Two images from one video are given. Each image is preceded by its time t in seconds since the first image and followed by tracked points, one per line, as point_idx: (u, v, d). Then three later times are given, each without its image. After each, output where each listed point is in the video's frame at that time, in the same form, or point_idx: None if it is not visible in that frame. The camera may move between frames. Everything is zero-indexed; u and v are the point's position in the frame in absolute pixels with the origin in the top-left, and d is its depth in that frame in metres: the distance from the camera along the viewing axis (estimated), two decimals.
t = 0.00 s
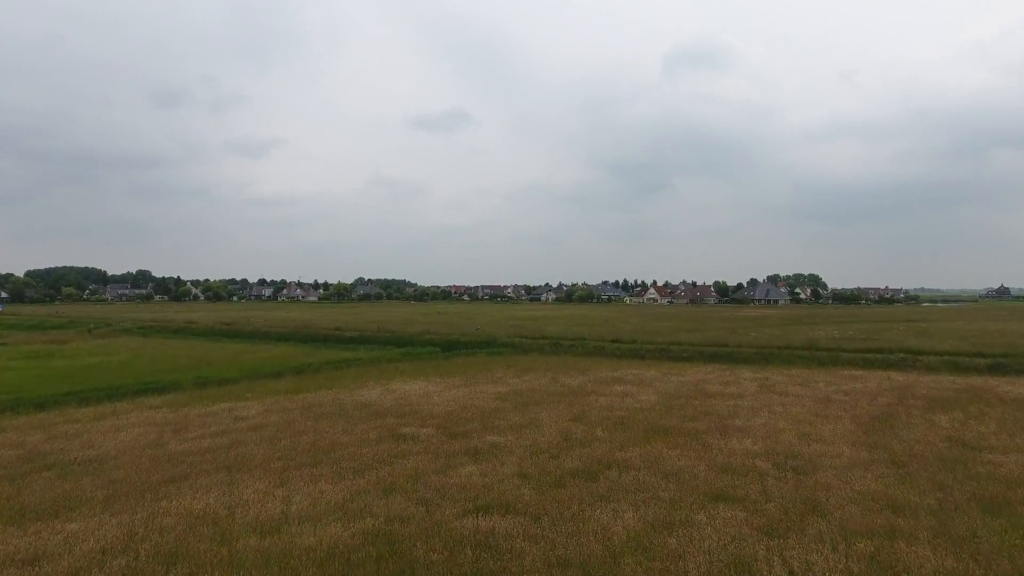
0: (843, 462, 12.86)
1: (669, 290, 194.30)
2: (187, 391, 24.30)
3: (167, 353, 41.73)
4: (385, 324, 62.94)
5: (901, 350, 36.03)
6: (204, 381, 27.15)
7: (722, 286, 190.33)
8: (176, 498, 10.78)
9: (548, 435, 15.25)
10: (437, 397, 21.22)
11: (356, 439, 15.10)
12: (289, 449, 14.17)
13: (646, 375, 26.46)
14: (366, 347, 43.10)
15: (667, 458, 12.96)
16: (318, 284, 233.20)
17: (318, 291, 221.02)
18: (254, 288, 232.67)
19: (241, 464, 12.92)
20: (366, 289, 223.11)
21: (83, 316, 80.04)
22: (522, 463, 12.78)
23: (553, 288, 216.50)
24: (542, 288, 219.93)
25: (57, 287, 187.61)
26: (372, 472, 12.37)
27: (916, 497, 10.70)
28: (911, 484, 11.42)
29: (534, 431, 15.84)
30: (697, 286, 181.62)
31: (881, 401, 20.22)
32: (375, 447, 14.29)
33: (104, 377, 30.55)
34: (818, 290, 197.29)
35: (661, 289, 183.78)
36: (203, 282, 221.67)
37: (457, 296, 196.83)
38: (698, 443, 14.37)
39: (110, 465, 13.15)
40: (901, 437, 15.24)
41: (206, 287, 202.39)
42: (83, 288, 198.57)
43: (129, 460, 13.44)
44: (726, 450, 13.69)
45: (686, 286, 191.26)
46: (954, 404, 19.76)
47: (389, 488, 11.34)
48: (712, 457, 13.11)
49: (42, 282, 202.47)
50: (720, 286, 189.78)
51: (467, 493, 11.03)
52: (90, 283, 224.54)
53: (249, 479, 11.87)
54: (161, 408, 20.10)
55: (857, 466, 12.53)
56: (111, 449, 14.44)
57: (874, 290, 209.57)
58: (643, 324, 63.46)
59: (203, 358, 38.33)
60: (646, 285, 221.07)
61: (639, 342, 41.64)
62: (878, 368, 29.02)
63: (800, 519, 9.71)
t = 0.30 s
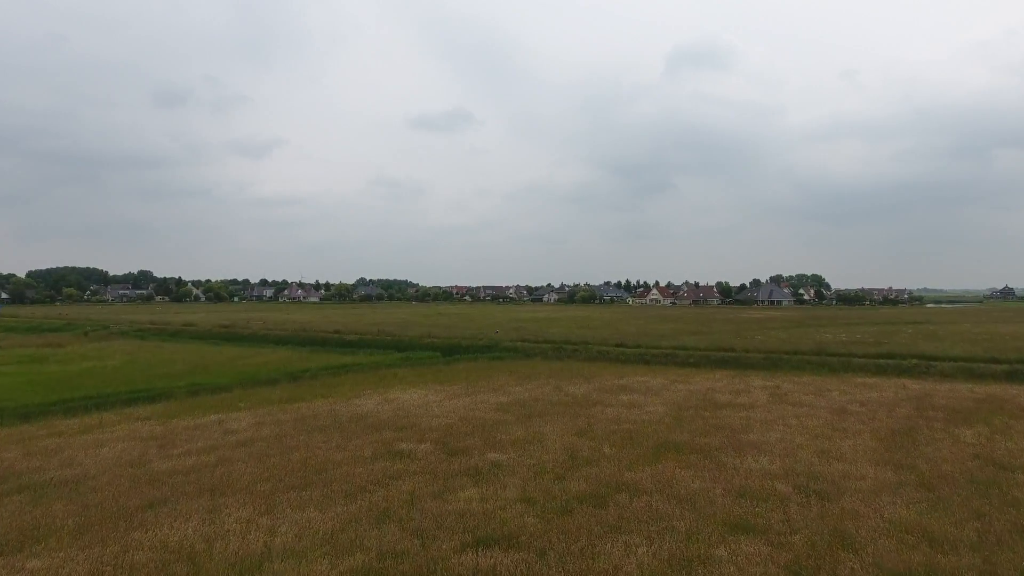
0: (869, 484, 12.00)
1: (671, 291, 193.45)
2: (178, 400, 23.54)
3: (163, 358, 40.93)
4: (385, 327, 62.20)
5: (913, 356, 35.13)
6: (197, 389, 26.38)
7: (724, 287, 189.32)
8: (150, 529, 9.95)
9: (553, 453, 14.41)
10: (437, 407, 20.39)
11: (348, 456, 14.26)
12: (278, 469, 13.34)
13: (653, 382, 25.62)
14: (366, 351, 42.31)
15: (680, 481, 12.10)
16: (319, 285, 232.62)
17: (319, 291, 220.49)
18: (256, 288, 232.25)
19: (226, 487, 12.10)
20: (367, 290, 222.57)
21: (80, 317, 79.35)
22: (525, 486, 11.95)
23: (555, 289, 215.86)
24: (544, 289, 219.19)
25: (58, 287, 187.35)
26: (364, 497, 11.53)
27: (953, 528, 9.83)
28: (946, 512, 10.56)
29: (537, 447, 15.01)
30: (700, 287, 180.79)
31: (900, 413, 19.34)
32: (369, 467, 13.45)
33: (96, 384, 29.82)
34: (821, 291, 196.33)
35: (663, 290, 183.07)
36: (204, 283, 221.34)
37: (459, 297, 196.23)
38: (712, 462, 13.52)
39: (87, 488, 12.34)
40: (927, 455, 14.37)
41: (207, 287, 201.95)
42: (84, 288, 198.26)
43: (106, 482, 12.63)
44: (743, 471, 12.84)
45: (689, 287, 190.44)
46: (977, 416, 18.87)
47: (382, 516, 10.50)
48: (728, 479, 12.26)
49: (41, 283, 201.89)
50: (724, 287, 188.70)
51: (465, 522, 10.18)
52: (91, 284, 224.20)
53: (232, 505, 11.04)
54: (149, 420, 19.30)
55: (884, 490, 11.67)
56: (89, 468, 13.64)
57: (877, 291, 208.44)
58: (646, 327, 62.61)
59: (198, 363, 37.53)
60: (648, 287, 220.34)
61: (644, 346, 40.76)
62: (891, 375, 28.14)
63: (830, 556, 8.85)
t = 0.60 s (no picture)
0: (914, 513, 11.03)
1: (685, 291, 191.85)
2: (183, 409, 22.95)
3: (172, 362, 40.51)
4: (396, 329, 61.60)
5: (941, 362, 33.87)
6: (203, 396, 25.82)
7: (739, 288, 187.58)
8: (136, 563, 9.25)
9: (569, 472, 13.56)
10: (447, 419, 19.62)
11: (353, 474, 13.50)
12: (278, 489, 12.61)
13: (671, 391, 24.68)
14: (376, 356, 41.65)
15: (708, 508, 11.20)
16: (331, 286, 233.07)
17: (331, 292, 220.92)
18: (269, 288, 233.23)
19: (222, 511, 11.39)
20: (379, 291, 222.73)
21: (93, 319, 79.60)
22: (540, 512, 11.12)
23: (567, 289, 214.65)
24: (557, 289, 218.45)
25: (74, 288, 189.07)
26: (368, 524, 10.75)
27: (1015, 568, 8.87)
28: (1004, 548, 9.58)
29: (552, 465, 14.16)
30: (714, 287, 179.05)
31: (935, 427, 18.28)
32: (375, 487, 12.68)
33: (103, 390, 29.40)
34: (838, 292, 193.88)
35: (677, 291, 181.54)
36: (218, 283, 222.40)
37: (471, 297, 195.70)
38: (740, 485, 12.61)
39: (78, 511, 11.68)
40: (971, 477, 13.36)
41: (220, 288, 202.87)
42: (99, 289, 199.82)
43: (98, 504, 11.97)
44: (774, 495, 11.92)
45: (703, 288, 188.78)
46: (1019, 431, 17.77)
47: (386, 549, 9.72)
48: (759, 505, 11.37)
49: (59, 283, 204.11)
50: (737, 288, 187.20)
51: (476, 556, 9.37)
52: (107, 284, 226.12)
53: (226, 533, 10.31)
54: (151, 432, 18.69)
55: (932, 520, 10.71)
56: (81, 488, 12.99)
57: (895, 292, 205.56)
58: (660, 330, 61.54)
59: (207, 367, 37.02)
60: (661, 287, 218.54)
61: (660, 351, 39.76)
62: (920, 384, 26.98)
63: None
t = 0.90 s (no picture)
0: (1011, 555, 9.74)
1: (731, 292, 187.55)
2: (223, 415, 22.86)
3: (217, 364, 41.06)
4: (437, 332, 61.39)
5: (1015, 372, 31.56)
6: (244, 402, 25.78)
7: (788, 288, 182.16)
8: None
9: (617, 494, 12.64)
10: (486, 430, 18.90)
11: (386, 493, 12.88)
12: (310, 508, 12.08)
13: (722, 402, 23.44)
14: (417, 359, 41.34)
15: (771, 543, 10.14)
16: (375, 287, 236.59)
17: (375, 292, 223.91)
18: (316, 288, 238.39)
19: (251, 534, 10.88)
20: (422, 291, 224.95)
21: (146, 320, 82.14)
22: (584, 543, 10.27)
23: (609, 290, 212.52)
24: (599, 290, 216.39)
25: (131, 288, 196.47)
26: (400, 552, 10.07)
27: None
28: None
29: (598, 486, 13.27)
30: (762, 288, 174.57)
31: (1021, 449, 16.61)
32: (409, 509, 12.01)
33: (150, 393, 29.79)
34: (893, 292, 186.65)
35: (723, 291, 177.68)
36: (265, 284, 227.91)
37: (512, 298, 195.76)
38: (805, 515, 11.46)
39: (107, 528, 11.35)
40: None
41: (268, 288, 207.94)
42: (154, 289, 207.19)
43: (127, 522, 11.61)
44: (845, 529, 10.76)
45: (750, 288, 184.20)
46: None
47: None
48: (828, 542, 10.23)
49: (117, 284, 212.23)
50: (787, 288, 181.66)
51: None
52: (161, 284, 234.10)
53: (252, 560, 9.77)
54: (190, 441, 18.55)
55: None
56: (113, 502, 12.72)
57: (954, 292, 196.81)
58: (706, 333, 59.69)
59: (250, 370, 37.26)
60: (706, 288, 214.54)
61: (708, 356, 38.27)
62: (996, 397, 25.01)
63: None
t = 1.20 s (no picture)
0: None
1: (806, 292, 179.60)
2: (288, 419, 22.96)
3: (286, 364, 41.90)
4: (501, 334, 60.94)
5: None
6: (309, 406, 25.91)
7: (868, 288, 172.89)
8: None
9: (690, 522, 11.59)
10: (549, 442, 18.06)
11: (444, 512, 12.28)
12: (365, 527, 11.60)
13: (803, 415, 21.79)
14: (481, 363, 40.90)
15: None
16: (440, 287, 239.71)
17: (440, 292, 226.76)
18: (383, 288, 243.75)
19: (303, 554, 10.47)
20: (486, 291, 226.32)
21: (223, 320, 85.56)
22: None
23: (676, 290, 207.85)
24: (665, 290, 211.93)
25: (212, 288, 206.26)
26: None
27: None
28: None
29: (669, 511, 12.23)
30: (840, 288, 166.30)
31: None
32: (466, 531, 11.34)
33: (221, 394, 30.50)
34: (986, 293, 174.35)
35: (797, 292, 170.35)
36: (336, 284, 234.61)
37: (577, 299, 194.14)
38: (909, 556, 10.11)
39: (164, 541, 11.21)
40: None
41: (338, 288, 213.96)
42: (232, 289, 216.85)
43: (184, 535, 11.47)
44: None
45: (827, 288, 175.85)
46: None
47: None
48: None
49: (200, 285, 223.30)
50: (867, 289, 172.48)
51: None
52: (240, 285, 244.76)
53: None
54: (254, 447, 18.56)
55: None
56: (174, 512, 12.64)
57: None
58: (782, 337, 56.71)
59: (317, 372, 37.75)
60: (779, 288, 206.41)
61: (785, 363, 36.13)
62: None
63: None
